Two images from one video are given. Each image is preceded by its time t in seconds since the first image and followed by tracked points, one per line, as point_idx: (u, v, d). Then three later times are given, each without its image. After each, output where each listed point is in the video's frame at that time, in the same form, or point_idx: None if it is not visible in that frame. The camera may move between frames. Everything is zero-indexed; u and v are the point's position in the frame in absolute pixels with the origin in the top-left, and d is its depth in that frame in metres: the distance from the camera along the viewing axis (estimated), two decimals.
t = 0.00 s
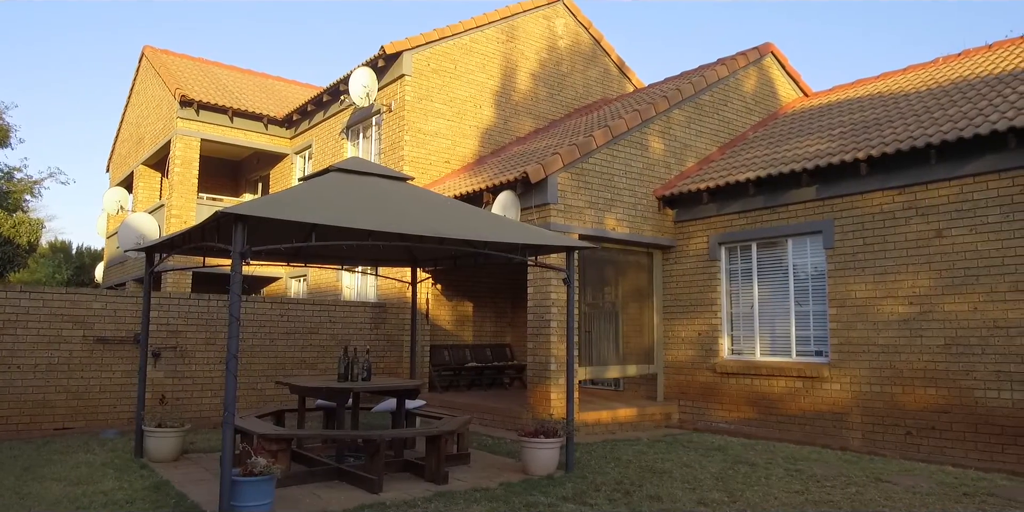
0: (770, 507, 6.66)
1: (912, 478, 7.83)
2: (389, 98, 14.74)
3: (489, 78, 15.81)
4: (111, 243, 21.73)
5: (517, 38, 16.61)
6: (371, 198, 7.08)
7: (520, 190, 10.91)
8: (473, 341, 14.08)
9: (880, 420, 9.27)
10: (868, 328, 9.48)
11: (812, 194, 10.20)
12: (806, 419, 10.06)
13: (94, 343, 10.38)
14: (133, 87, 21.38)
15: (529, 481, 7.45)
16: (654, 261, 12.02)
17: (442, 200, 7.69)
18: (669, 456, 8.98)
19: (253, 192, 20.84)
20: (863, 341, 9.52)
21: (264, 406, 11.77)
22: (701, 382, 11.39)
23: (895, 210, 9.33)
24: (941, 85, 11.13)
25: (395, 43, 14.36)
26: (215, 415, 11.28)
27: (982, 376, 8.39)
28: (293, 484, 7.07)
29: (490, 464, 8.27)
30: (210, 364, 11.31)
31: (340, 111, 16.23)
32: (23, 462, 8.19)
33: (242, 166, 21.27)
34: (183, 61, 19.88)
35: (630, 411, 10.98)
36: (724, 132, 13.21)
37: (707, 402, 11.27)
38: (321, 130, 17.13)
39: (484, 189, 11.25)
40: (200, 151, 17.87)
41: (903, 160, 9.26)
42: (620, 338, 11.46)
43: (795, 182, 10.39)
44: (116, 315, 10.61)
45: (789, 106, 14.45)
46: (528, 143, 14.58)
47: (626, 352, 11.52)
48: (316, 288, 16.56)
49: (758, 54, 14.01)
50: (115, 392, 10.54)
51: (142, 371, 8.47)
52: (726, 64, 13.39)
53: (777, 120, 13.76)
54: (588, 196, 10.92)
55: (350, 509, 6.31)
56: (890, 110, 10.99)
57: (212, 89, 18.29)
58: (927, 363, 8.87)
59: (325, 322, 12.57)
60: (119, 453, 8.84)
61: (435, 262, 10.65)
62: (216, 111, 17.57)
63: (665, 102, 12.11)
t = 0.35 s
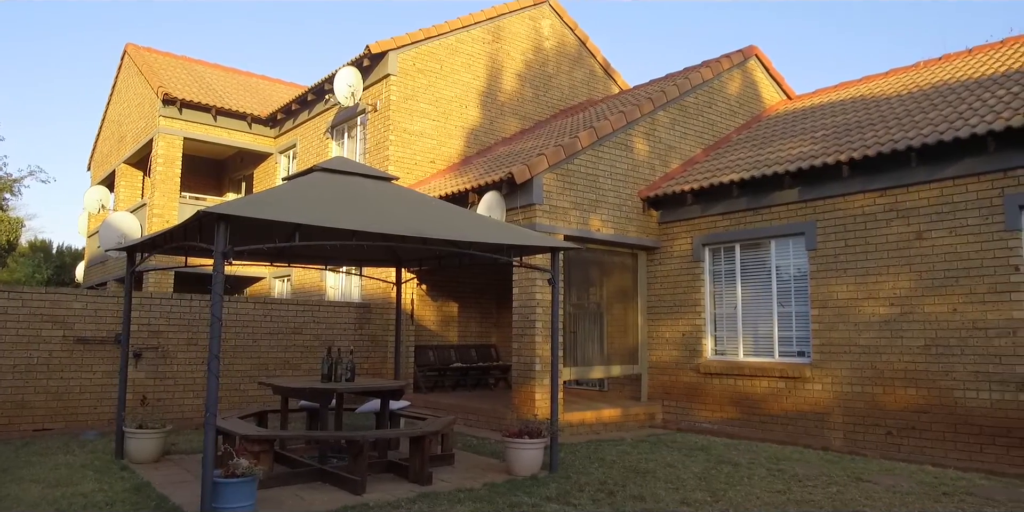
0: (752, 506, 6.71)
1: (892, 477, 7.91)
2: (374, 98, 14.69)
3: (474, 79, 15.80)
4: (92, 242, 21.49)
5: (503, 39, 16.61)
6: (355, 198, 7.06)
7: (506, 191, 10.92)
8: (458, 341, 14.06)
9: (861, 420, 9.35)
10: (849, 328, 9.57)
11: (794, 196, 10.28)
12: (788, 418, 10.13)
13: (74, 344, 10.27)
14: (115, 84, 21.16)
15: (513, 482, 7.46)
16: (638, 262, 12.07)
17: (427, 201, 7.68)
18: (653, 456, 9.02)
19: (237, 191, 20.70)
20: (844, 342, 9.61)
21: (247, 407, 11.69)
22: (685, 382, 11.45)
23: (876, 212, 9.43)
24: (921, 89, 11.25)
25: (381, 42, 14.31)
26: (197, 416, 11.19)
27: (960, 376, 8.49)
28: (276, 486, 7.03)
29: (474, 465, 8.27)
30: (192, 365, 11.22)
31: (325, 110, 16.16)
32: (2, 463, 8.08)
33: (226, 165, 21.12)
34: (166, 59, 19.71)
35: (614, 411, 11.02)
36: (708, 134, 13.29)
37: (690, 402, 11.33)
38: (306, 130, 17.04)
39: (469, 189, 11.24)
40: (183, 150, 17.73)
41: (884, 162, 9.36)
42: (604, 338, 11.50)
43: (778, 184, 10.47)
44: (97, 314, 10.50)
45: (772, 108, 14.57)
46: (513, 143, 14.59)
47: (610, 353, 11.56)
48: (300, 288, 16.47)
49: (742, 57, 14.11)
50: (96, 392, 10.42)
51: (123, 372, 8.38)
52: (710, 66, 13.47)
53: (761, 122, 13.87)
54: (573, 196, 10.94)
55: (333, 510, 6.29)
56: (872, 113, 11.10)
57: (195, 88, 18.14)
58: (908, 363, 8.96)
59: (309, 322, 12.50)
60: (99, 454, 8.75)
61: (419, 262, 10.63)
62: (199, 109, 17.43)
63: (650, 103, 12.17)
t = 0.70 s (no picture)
0: (736, 505, 6.75)
1: (874, 476, 7.99)
2: (360, 97, 14.63)
3: (460, 78, 15.77)
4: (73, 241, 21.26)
5: (489, 39, 16.60)
6: (340, 198, 7.03)
7: (492, 191, 10.91)
8: (443, 342, 14.04)
9: (844, 420, 9.43)
10: (832, 329, 9.65)
11: (778, 197, 10.35)
12: (771, 418, 10.20)
13: (54, 343, 10.15)
14: (97, 82, 20.94)
15: (498, 482, 7.46)
16: (623, 262, 12.12)
17: (412, 200, 7.66)
18: (637, 455, 9.05)
19: (221, 190, 20.55)
20: (827, 342, 9.69)
21: (230, 408, 11.61)
22: (669, 382, 11.49)
23: (858, 213, 9.52)
24: (904, 91, 11.37)
25: (367, 41, 14.25)
26: (179, 416, 11.09)
27: (941, 376, 8.58)
28: (259, 486, 6.99)
29: (459, 465, 8.25)
30: (174, 365, 11.13)
31: (310, 109, 16.07)
32: None
33: (209, 164, 20.96)
34: (149, 56, 19.53)
35: (599, 411, 11.04)
36: (693, 135, 13.35)
37: (675, 402, 11.38)
38: (291, 129, 16.94)
39: (455, 189, 11.23)
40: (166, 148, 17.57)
41: (866, 164, 9.45)
42: (590, 338, 11.53)
43: (762, 185, 10.54)
44: (78, 314, 10.39)
45: (757, 110, 14.66)
46: (499, 143, 14.59)
47: (595, 353, 11.59)
48: (285, 288, 16.38)
49: (727, 59, 14.19)
50: (77, 393, 10.31)
51: (104, 372, 8.29)
52: (696, 67, 13.53)
53: (745, 124, 13.95)
54: (559, 197, 10.95)
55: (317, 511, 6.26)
56: (854, 116, 11.20)
57: (179, 85, 17.99)
58: (889, 363, 9.05)
59: (293, 322, 12.44)
60: (80, 455, 8.65)
61: (405, 262, 10.60)
62: (183, 107, 17.29)
63: (636, 104, 12.21)
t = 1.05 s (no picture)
0: (718, 505, 6.78)
1: (854, 475, 8.07)
2: (344, 96, 14.57)
3: (445, 78, 15.75)
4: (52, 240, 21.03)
5: (474, 39, 16.59)
6: (323, 197, 6.99)
7: (476, 191, 10.91)
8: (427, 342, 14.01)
9: (824, 419, 9.51)
10: (813, 329, 9.73)
11: (761, 198, 10.43)
12: (753, 418, 10.27)
13: (32, 343, 10.03)
14: (77, 79, 20.71)
15: (481, 482, 7.45)
16: (608, 263, 12.15)
17: (396, 200, 7.63)
18: (620, 455, 9.07)
19: (203, 189, 20.39)
20: (808, 343, 9.77)
21: (211, 408, 11.51)
22: (652, 382, 11.54)
23: (839, 215, 9.61)
24: (884, 94, 11.49)
25: (351, 40, 14.19)
26: (160, 417, 10.99)
27: (920, 376, 8.69)
28: (240, 487, 6.94)
29: (443, 465, 8.24)
30: (155, 365, 11.03)
31: (294, 107, 15.98)
32: None
33: (192, 162, 20.80)
34: (130, 53, 19.34)
35: (583, 411, 11.07)
36: (677, 137, 13.42)
37: (658, 402, 11.43)
38: (274, 127, 16.84)
39: (440, 189, 11.21)
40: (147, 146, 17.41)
41: (847, 167, 9.54)
42: (574, 338, 11.55)
43: (745, 187, 10.61)
44: (56, 314, 10.27)
45: (740, 112, 14.76)
46: (484, 143, 14.59)
47: (579, 353, 11.62)
48: (267, 288, 16.27)
49: (711, 61, 14.27)
50: (55, 393, 10.19)
51: (83, 372, 8.20)
52: (680, 69, 13.60)
53: (729, 125, 14.04)
54: (544, 197, 10.97)
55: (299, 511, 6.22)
56: (836, 118, 11.31)
57: (160, 83, 17.83)
58: (869, 363, 9.15)
59: (276, 322, 12.37)
60: (58, 456, 8.55)
61: (389, 262, 10.57)
62: (165, 105, 17.14)
63: (620, 106, 12.25)
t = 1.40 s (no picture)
0: (701, 504, 6.81)
1: (835, 474, 8.14)
2: (329, 94, 14.50)
3: (430, 78, 15.72)
4: (31, 238, 20.78)
5: (460, 39, 16.56)
6: (307, 197, 6.96)
7: (462, 191, 10.89)
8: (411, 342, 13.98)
9: (806, 419, 9.59)
10: (795, 329, 9.81)
11: (744, 200, 10.50)
12: (735, 417, 10.33)
13: (11, 344, 9.90)
14: (57, 76, 20.47)
15: (465, 482, 7.44)
16: (592, 263, 12.19)
17: (380, 200, 7.60)
18: (604, 455, 9.09)
19: (186, 187, 20.22)
20: (790, 343, 9.85)
21: (193, 409, 11.41)
22: (636, 382, 11.58)
23: (822, 216, 9.69)
24: (866, 97, 11.60)
25: (336, 38, 14.13)
26: (140, 418, 10.88)
27: (900, 376, 8.78)
28: (222, 488, 6.89)
29: (426, 466, 8.22)
30: (136, 365, 10.92)
31: (278, 106, 15.89)
32: None
33: (174, 161, 20.62)
34: (111, 50, 19.13)
35: (567, 411, 11.10)
36: (661, 138, 13.48)
37: (641, 402, 11.47)
38: (258, 126, 16.73)
39: (424, 189, 11.18)
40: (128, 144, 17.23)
41: (829, 169, 9.62)
42: (558, 338, 11.57)
43: (728, 188, 10.68)
44: (35, 313, 10.14)
45: (724, 114, 14.85)
46: (469, 143, 14.58)
47: (564, 353, 11.64)
48: (250, 287, 16.16)
49: (695, 63, 14.35)
50: (34, 394, 10.06)
51: (63, 373, 8.10)
52: (664, 71, 13.66)
53: (713, 127, 14.11)
54: (529, 197, 10.97)
55: None
56: (818, 120, 11.41)
57: (142, 81, 17.66)
58: (850, 363, 9.24)
59: (259, 322, 12.29)
60: (36, 457, 8.44)
61: (373, 262, 10.53)
62: (147, 102, 16.98)
63: (605, 106, 12.28)
